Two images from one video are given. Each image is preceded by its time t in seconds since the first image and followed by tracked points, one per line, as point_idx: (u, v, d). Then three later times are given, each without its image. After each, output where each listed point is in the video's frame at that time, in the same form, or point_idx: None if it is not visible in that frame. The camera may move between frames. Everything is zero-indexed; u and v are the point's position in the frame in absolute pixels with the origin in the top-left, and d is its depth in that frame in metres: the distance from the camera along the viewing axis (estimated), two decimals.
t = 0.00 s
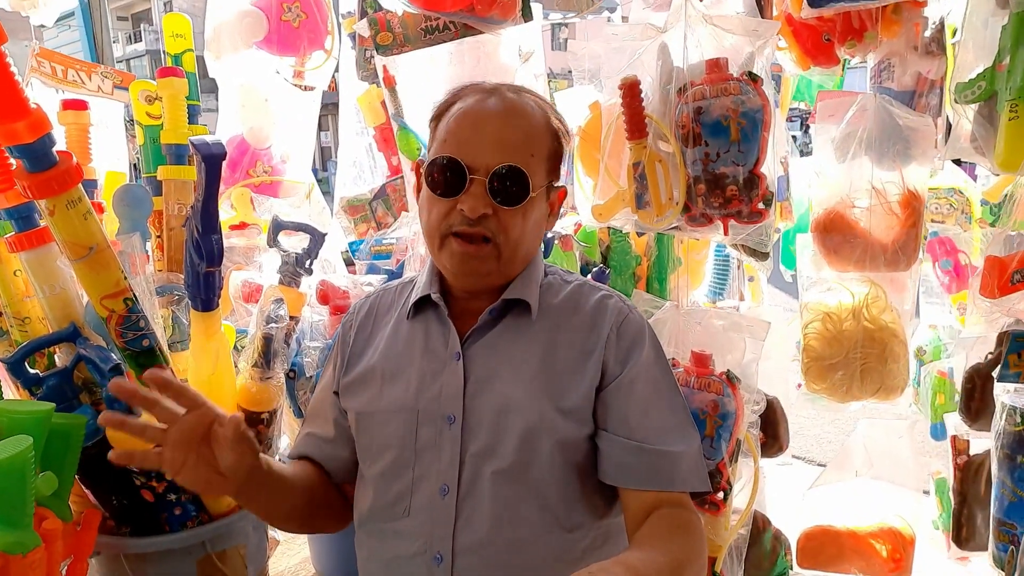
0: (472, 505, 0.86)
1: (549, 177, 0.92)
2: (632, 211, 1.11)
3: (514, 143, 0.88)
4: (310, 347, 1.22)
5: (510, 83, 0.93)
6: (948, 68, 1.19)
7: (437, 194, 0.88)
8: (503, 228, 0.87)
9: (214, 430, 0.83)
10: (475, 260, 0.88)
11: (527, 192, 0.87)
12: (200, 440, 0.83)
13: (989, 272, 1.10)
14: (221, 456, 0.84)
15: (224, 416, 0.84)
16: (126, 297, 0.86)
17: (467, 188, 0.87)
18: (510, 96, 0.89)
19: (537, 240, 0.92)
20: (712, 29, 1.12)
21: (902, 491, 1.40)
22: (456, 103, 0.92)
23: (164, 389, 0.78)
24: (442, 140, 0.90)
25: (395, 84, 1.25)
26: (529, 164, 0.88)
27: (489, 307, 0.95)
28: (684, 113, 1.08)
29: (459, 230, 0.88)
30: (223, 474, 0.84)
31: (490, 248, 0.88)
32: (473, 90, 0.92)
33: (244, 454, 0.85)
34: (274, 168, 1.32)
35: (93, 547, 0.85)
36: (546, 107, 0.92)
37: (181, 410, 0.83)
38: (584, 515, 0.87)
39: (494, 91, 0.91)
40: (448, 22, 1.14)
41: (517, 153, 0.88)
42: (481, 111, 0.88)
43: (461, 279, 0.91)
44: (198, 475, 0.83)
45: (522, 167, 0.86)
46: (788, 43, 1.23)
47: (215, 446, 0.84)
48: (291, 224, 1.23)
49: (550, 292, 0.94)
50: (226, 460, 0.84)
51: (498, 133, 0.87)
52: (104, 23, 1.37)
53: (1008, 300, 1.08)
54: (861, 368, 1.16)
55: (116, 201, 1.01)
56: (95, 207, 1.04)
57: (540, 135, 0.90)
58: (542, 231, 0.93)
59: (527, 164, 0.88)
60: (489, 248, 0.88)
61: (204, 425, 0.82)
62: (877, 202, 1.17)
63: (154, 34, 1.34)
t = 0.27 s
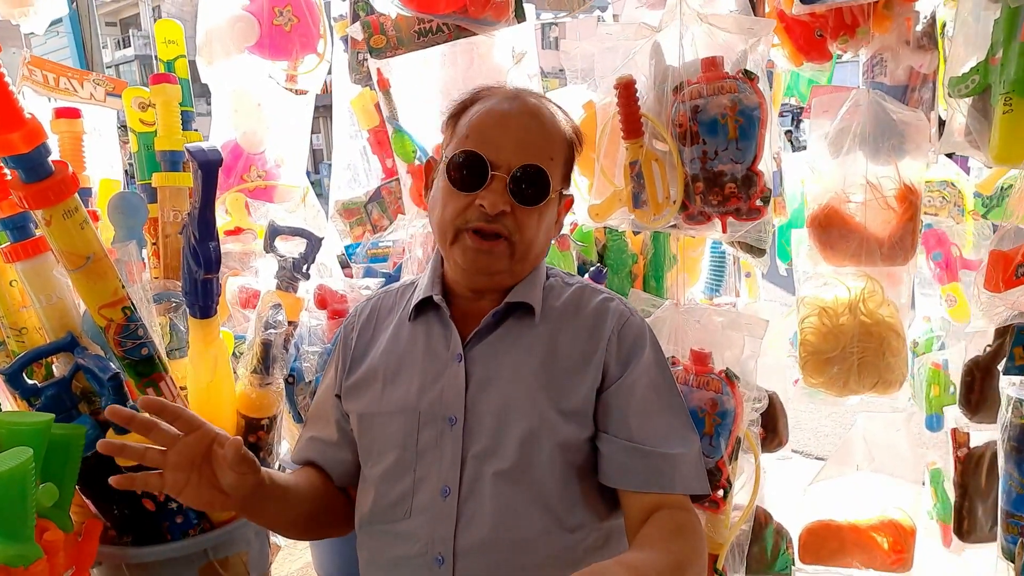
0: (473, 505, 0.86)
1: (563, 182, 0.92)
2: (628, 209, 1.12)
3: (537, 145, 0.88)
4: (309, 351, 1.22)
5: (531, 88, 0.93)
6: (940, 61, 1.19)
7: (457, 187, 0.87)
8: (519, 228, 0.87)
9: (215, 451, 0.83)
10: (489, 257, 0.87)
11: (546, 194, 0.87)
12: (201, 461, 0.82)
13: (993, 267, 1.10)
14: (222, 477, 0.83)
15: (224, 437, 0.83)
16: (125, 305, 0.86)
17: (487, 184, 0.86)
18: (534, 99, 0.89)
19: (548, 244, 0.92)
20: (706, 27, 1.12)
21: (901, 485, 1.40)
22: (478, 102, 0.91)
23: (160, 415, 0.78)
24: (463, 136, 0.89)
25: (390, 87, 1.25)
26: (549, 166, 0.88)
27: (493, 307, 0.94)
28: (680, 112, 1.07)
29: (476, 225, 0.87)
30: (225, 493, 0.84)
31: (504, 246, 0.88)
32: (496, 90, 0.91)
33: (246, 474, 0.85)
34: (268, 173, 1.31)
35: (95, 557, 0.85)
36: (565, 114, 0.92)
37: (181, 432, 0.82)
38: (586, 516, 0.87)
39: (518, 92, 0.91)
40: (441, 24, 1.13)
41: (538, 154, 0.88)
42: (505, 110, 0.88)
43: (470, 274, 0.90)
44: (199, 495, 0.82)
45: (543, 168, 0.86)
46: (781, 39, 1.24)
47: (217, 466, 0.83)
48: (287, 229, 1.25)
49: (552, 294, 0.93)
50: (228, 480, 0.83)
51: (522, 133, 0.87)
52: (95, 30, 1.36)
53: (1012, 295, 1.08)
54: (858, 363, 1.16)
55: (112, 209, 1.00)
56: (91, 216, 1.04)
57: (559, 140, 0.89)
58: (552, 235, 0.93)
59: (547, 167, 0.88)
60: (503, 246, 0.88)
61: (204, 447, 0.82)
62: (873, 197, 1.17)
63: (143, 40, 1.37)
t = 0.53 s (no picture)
0: (473, 505, 0.86)
1: (564, 180, 0.93)
2: (628, 209, 1.12)
3: (541, 141, 0.88)
4: (307, 350, 1.22)
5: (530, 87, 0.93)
6: (937, 61, 1.20)
7: (461, 184, 0.87)
8: (525, 222, 0.87)
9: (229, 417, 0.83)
10: (496, 251, 0.87)
11: (551, 189, 0.87)
12: (213, 427, 0.82)
13: (996, 268, 1.11)
14: (233, 445, 0.83)
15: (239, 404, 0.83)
16: (124, 303, 0.86)
17: (493, 178, 0.86)
18: (536, 97, 0.90)
19: (550, 241, 0.92)
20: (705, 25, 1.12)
21: (897, 486, 1.40)
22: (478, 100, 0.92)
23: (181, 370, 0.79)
24: (467, 132, 0.89)
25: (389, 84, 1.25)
26: (553, 162, 0.88)
27: (494, 305, 0.94)
28: (680, 111, 1.08)
29: (482, 220, 0.86)
30: (235, 461, 0.83)
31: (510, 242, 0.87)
32: (496, 88, 0.92)
33: (258, 444, 0.84)
34: (265, 171, 1.31)
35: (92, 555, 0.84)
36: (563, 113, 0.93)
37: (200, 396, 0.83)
38: (584, 516, 0.87)
39: (518, 91, 0.91)
40: (440, 22, 1.13)
41: (542, 150, 0.88)
42: (508, 106, 0.88)
43: (475, 270, 0.90)
44: (209, 461, 0.82)
45: (549, 163, 0.86)
46: (778, 39, 1.25)
47: (229, 434, 0.83)
48: (286, 228, 1.25)
49: (552, 293, 0.94)
50: (239, 449, 0.83)
51: (526, 129, 0.87)
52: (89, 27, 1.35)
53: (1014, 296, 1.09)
54: (856, 362, 1.16)
55: (109, 207, 1.00)
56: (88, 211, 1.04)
57: (561, 137, 0.90)
58: (553, 234, 0.93)
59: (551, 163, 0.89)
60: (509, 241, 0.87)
61: (220, 411, 0.82)
62: (871, 197, 1.18)
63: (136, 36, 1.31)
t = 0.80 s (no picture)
0: (475, 506, 0.87)
1: (559, 191, 0.92)
2: (628, 210, 1.12)
3: (531, 155, 0.88)
4: (308, 354, 1.22)
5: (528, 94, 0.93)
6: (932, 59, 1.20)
7: (450, 196, 0.88)
8: (511, 238, 0.87)
9: (200, 423, 0.78)
10: (480, 266, 0.87)
11: (538, 205, 0.87)
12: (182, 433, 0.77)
13: (988, 263, 1.12)
14: (205, 452, 0.78)
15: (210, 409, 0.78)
16: (125, 310, 0.86)
17: (479, 194, 0.87)
18: (531, 107, 0.89)
19: (543, 254, 0.92)
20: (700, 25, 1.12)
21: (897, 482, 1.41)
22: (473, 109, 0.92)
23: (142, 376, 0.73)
24: (460, 144, 0.89)
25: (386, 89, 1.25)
26: (542, 177, 0.88)
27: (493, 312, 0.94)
28: (678, 112, 1.08)
29: (466, 235, 0.87)
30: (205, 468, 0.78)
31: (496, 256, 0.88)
32: (493, 97, 0.92)
33: (231, 452, 0.79)
34: (263, 177, 1.32)
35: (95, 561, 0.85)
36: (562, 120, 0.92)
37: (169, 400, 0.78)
38: (586, 516, 0.87)
39: (515, 100, 0.91)
40: (435, 26, 1.14)
41: (531, 164, 0.88)
42: (501, 119, 0.88)
43: (464, 282, 0.91)
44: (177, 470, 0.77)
45: (535, 180, 0.86)
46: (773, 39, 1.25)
47: (200, 440, 0.78)
48: (286, 233, 1.25)
49: (553, 295, 0.94)
50: (210, 456, 0.78)
51: (515, 143, 0.87)
52: (85, 35, 1.36)
53: (1006, 289, 1.09)
54: (855, 359, 1.17)
55: (108, 214, 1.00)
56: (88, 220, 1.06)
57: (555, 149, 0.90)
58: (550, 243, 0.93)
59: (540, 177, 0.88)
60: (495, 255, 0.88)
61: (188, 418, 0.77)
62: (870, 195, 1.18)
63: (131, 44, 1.32)
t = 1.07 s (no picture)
0: (476, 505, 0.86)
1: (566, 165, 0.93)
2: (624, 206, 1.12)
3: (549, 131, 0.88)
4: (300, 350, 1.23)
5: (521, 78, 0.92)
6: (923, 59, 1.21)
7: (474, 180, 0.86)
8: (540, 212, 0.87)
9: (200, 400, 0.79)
10: (515, 243, 0.87)
11: (563, 176, 0.88)
12: (180, 409, 0.78)
13: (976, 256, 1.10)
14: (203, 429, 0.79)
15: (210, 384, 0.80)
16: (117, 301, 0.86)
17: (506, 172, 0.86)
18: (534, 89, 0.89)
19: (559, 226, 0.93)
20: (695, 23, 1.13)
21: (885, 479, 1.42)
22: (472, 95, 0.90)
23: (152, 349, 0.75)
24: (471, 128, 0.87)
25: (380, 83, 1.25)
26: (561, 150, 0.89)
27: (497, 301, 0.94)
28: (676, 107, 1.08)
29: (500, 215, 0.86)
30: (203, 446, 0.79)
31: (527, 232, 0.88)
32: (489, 82, 0.90)
33: (230, 429, 0.79)
34: (255, 172, 1.31)
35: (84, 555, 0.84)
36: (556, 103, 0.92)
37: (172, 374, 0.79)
38: (586, 515, 0.87)
39: (511, 85, 0.90)
40: (430, 20, 1.14)
41: (549, 140, 0.88)
42: (512, 99, 0.87)
43: (490, 266, 0.89)
44: (173, 444, 0.78)
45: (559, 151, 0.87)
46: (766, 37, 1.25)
47: (199, 416, 0.79)
48: (279, 227, 1.25)
49: (553, 291, 0.94)
50: (208, 433, 0.79)
51: (532, 120, 0.87)
52: (74, 32, 1.34)
53: (993, 282, 1.09)
54: (843, 357, 1.17)
55: (100, 208, 0.99)
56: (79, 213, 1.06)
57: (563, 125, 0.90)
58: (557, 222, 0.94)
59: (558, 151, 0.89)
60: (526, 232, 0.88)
61: (189, 394, 0.78)
62: (863, 193, 1.19)
63: (120, 41, 1.32)
